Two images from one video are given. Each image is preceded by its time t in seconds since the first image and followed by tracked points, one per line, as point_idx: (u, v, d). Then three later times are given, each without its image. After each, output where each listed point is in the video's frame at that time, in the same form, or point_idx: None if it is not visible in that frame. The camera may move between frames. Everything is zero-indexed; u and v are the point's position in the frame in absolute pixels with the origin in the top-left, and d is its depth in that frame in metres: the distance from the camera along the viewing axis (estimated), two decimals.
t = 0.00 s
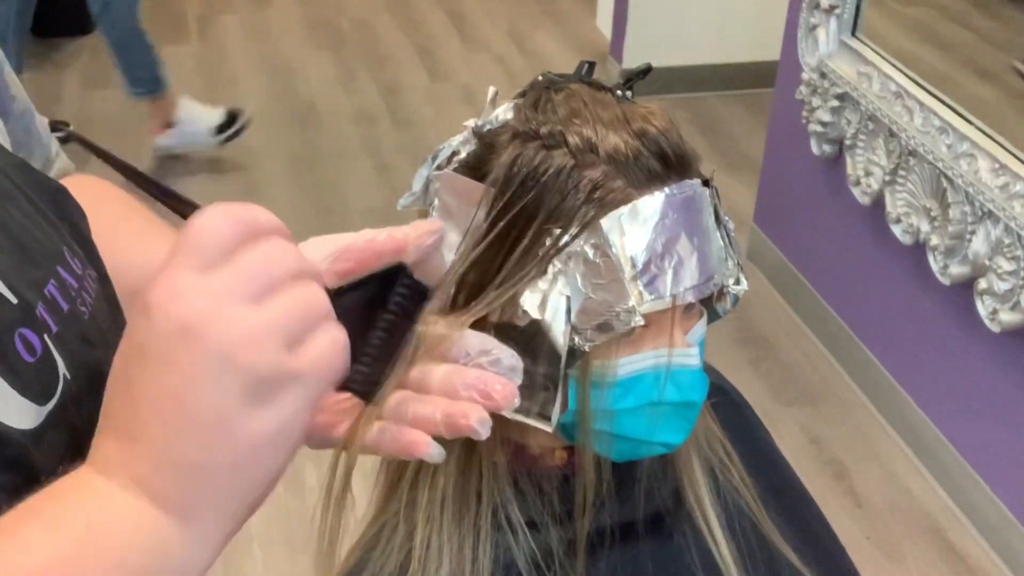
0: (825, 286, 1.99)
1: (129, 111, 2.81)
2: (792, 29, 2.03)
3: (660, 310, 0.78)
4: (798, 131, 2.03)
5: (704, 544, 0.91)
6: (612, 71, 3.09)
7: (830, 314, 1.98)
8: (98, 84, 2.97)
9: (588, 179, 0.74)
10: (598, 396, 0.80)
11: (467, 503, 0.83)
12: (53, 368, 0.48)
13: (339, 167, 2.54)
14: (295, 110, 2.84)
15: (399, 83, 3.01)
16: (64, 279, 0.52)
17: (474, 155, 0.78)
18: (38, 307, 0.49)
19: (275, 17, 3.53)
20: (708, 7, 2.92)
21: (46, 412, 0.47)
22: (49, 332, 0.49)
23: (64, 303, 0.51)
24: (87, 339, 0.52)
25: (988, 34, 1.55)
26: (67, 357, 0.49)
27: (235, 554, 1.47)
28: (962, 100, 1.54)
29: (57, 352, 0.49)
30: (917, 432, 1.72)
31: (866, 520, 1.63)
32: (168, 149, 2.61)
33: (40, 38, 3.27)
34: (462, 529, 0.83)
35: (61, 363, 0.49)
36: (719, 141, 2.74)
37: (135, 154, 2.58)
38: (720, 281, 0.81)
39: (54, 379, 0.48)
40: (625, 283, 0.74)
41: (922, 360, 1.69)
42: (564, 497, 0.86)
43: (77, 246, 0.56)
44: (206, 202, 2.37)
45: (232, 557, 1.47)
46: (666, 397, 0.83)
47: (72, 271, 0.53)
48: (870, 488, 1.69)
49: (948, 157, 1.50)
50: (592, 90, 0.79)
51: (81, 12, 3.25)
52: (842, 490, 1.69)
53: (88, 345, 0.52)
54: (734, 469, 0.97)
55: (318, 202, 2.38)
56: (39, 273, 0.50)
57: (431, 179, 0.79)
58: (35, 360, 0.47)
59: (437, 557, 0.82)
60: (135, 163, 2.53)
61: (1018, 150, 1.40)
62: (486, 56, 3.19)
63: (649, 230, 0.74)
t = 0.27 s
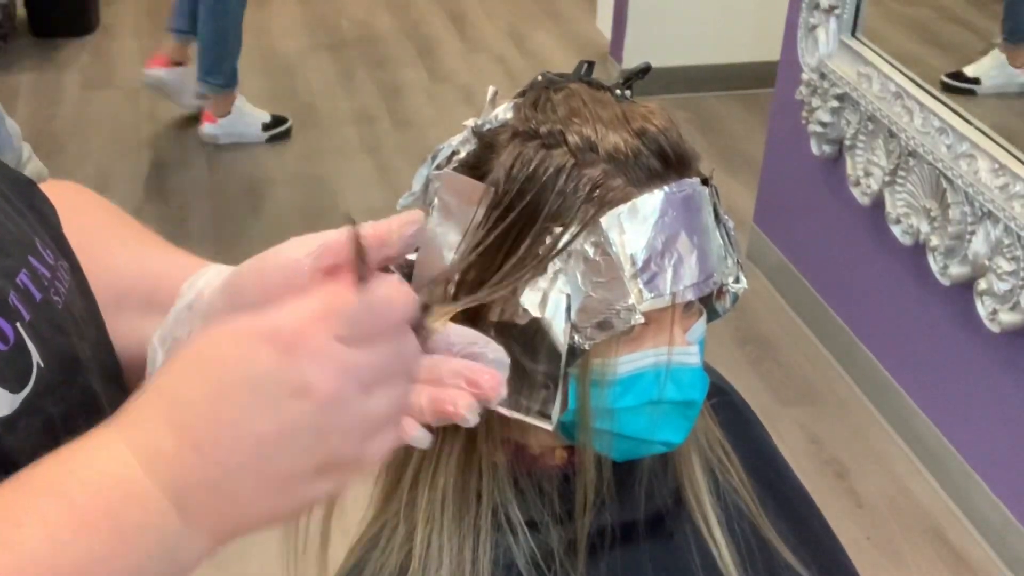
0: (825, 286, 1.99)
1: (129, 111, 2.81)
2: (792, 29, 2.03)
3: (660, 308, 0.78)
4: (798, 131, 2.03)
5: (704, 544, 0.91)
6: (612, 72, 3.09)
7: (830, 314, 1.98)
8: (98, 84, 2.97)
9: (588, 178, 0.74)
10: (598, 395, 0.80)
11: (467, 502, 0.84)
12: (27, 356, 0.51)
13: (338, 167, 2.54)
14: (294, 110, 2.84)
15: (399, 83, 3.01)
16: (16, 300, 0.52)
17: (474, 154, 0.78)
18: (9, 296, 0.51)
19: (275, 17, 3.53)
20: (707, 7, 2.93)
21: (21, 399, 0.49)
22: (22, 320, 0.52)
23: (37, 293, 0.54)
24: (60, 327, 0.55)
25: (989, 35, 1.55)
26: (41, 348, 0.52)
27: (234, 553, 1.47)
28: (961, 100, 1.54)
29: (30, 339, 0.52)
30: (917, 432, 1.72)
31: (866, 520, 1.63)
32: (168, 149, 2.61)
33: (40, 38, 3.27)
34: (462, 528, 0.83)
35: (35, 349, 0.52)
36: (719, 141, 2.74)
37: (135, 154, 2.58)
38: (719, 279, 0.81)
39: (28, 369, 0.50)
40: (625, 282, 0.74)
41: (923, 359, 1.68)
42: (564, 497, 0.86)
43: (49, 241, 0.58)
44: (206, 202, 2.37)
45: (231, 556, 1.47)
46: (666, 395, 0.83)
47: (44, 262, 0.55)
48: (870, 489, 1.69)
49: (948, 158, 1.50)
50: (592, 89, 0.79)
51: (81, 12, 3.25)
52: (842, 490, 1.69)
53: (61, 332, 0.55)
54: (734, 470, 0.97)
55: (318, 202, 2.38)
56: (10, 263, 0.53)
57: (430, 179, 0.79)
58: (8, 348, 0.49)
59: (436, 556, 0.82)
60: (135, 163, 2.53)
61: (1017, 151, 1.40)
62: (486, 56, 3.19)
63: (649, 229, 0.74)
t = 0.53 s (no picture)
0: (825, 286, 1.99)
1: (129, 111, 2.80)
2: (792, 29, 2.03)
3: (661, 308, 0.78)
4: (798, 131, 2.03)
5: (704, 544, 0.91)
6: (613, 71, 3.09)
7: (830, 314, 1.98)
8: (98, 84, 2.97)
9: (589, 177, 0.74)
10: (600, 395, 0.80)
11: (468, 502, 0.84)
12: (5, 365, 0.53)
13: (338, 167, 2.54)
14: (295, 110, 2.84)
15: (399, 83, 3.01)
16: None
17: (475, 154, 0.78)
18: None
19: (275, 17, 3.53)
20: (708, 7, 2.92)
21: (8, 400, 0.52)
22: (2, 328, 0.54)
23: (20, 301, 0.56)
24: (42, 336, 0.56)
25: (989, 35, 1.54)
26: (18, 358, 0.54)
27: (234, 554, 1.47)
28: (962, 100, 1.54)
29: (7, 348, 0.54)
30: (917, 432, 1.72)
31: (866, 520, 1.63)
32: (168, 149, 2.61)
33: (39, 38, 3.26)
34: (462, 528, 0.83)
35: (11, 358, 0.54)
36: (720, 141, 2.74)
37: (135, 154, 2.58)
38: (720, 279, 0.81)
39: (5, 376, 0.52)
40: (627, 281, 0.74)
41: (923, 359, 1.68)
42: (564, 497, 0.86)
43: (36, 246, 0.60)
44: (206, 202, 2.37)
45: (231, 557, 1.47)
46: (667, 395, 0.83)
47: (27, 270, 0.57)
48: (870, 488, 1.69)
49: (948, 157, 1.50)
50: (592, 89, 0.79)
51: (81, 12, 3.25)
52: (842, 490, 1.69)
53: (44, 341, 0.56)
54: (734, 470, 0.97)
55: (318, 202, 2.38)
56: None
57: (431, 178, 0.78)
58: None
59: (437, 556, 0.82)
60: (135, 162, 2.53)
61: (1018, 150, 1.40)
62: (486, 56, 3.19)
63: (650, 228, 0.74)
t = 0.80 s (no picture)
0: (825, 286, 1.99)
1: (129, 111, 2.81)
2: (792, 29, 2.03)
3: (661, 308, 0.78)
4: (798, 131, 2.03)
5: (705, 543, 0.91)
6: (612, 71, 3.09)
7: (830, 314, 1.98)
8: (99, 84, 2.97)
9: (589, 177, 0.74)
10: (599, 394, 0.80)
11: (468, 502, 0.84)
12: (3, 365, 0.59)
13: (338, 167, 2.54)
14: (294, 110, 2.84)
15: (399, 83, 3.01)
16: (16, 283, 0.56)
17: (475, 154, 0.78)
18: None
19: (276, 17, 3.53)
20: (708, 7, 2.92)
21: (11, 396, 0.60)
22: None
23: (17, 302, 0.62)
24: (37, 335, 0.62)
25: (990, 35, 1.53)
26: (18, 357, 0.61)
27: (234, 553, 1.47)
28: (962, 100, 1.54)
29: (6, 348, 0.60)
30: (917, 432, 1.72)
31: (865, 519, 1.63)
32: (168, 149, 2.61)
33: (40, 38, 3.27)
34: (462, 527, 0.83)
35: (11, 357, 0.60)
36: (719, 141, 2.74)
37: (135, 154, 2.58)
38: (720, 279, 0.81)
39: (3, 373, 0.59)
40: (626, 281, 0.74)
41: (923, 359, 1.68)
42: (564, 496, 0.86)
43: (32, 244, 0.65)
44: (206, 202, 2.37)
45: (232, 557, 1.47)
46: (667, 395, 0.83)
47: (25, 271, 0.63)
48: (870, 488, 1.69)
49: (948, 157, 1.50)
50: (592, 88, 0.79)
51: (82, 12, 3.26)
52: (842, 490, 1.69)
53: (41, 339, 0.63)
54: (734, 470, 0.97)
55: (319, 202, 2.38)
56: None
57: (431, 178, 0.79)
58: None
59: (437, 555, 0.82)
60: (135, 162, 2.54)
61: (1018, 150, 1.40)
62: (486, 56, 3.19)
63: (650, 228, 0.75)
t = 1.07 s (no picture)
0: (825, 286, 1.99)
1: (129, 111, 2.81)
2: (792, 29, 2.03)
3: (659, 310, 0.78)
4: (798, 131, 2.03)
5: (704, 544, 0.91)
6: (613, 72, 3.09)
7: (830, 314, 1.98)
8: (99, 84, 2.97)
9: (586, 180, 0.74)
10: (598, 397, 0.81)
11: (468, 504, 0.83)
12: (18, 366, 0.54)
13: (338, 167, 2.54)
14: (295, 110, 2.84)
15: (399, 84, 3.01)
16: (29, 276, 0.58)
17: (472, 156, 0.78)
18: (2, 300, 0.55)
19: (276, 17, 3.53)
20: (707, 8, 2.93)
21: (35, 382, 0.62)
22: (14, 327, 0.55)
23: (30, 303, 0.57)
24: (54, 338, 0.58)
25: (989, 35, 1.53)
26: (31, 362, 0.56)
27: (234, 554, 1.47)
28: (962, 100, 1.54)
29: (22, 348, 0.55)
30: (917, 433, 1.72)
31: (866, 520, 1.63)
32: (168, 149, 2.61)
33: (40, 38, 3.27)
34: (462, 530, 0.83)
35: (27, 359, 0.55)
36: (719, 141, 2.74)
37: (135, 154, 2.58)
38: (718, 281, 0.81)
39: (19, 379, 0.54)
40: (624, 285, 0.74)
41: (923, 360, 1.68)
42: (563, 498, 0.86)
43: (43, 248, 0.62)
44: (206, 202, 2.37)
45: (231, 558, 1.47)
46: (665, 397, 0.83)
47: (38, 271, 0.59)
48: (870, 489, 1.69)
49: (948, 158, 1.50)
50: (589, 91, 0.79)
51: (82, 12, 3.26)
52: (842, 490, 1.69)
53: (54, 340, 0.58)
54: (733, 470, 0.97)
55: (319, 202, 2.38)
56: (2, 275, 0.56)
57: (429, 180, 0.79)
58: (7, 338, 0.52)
59: (437, 558, 0.82)
60: (135, 163, 2.53)
61: (1018, 150, 1.40)
62: (486, 56, 3.19)
63: (648, 231, 0.74)
